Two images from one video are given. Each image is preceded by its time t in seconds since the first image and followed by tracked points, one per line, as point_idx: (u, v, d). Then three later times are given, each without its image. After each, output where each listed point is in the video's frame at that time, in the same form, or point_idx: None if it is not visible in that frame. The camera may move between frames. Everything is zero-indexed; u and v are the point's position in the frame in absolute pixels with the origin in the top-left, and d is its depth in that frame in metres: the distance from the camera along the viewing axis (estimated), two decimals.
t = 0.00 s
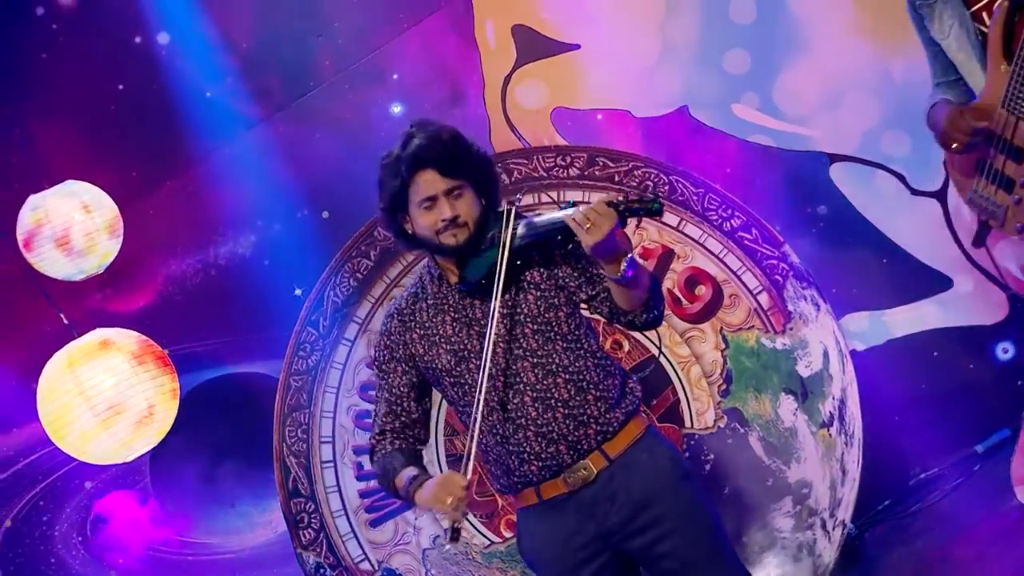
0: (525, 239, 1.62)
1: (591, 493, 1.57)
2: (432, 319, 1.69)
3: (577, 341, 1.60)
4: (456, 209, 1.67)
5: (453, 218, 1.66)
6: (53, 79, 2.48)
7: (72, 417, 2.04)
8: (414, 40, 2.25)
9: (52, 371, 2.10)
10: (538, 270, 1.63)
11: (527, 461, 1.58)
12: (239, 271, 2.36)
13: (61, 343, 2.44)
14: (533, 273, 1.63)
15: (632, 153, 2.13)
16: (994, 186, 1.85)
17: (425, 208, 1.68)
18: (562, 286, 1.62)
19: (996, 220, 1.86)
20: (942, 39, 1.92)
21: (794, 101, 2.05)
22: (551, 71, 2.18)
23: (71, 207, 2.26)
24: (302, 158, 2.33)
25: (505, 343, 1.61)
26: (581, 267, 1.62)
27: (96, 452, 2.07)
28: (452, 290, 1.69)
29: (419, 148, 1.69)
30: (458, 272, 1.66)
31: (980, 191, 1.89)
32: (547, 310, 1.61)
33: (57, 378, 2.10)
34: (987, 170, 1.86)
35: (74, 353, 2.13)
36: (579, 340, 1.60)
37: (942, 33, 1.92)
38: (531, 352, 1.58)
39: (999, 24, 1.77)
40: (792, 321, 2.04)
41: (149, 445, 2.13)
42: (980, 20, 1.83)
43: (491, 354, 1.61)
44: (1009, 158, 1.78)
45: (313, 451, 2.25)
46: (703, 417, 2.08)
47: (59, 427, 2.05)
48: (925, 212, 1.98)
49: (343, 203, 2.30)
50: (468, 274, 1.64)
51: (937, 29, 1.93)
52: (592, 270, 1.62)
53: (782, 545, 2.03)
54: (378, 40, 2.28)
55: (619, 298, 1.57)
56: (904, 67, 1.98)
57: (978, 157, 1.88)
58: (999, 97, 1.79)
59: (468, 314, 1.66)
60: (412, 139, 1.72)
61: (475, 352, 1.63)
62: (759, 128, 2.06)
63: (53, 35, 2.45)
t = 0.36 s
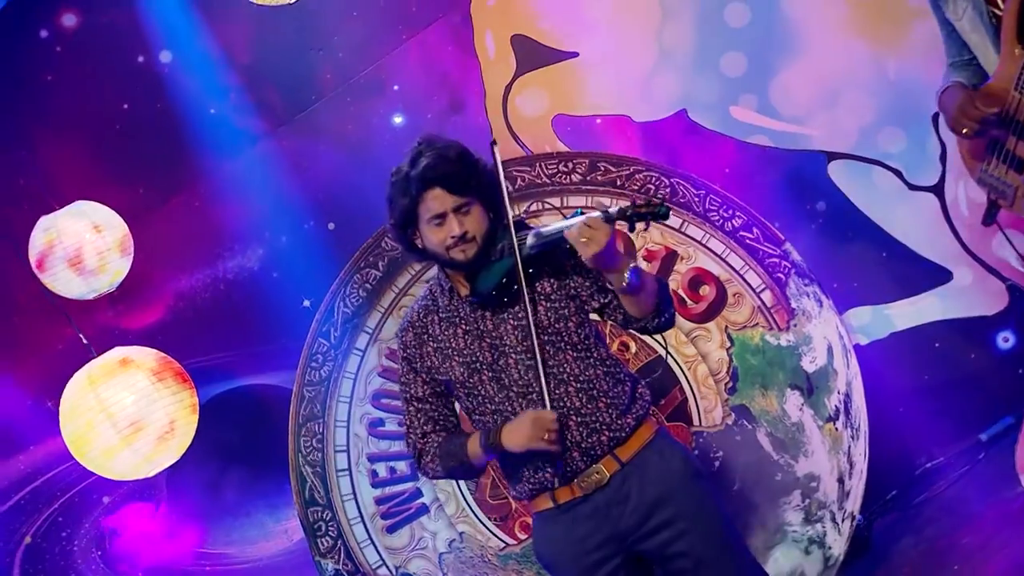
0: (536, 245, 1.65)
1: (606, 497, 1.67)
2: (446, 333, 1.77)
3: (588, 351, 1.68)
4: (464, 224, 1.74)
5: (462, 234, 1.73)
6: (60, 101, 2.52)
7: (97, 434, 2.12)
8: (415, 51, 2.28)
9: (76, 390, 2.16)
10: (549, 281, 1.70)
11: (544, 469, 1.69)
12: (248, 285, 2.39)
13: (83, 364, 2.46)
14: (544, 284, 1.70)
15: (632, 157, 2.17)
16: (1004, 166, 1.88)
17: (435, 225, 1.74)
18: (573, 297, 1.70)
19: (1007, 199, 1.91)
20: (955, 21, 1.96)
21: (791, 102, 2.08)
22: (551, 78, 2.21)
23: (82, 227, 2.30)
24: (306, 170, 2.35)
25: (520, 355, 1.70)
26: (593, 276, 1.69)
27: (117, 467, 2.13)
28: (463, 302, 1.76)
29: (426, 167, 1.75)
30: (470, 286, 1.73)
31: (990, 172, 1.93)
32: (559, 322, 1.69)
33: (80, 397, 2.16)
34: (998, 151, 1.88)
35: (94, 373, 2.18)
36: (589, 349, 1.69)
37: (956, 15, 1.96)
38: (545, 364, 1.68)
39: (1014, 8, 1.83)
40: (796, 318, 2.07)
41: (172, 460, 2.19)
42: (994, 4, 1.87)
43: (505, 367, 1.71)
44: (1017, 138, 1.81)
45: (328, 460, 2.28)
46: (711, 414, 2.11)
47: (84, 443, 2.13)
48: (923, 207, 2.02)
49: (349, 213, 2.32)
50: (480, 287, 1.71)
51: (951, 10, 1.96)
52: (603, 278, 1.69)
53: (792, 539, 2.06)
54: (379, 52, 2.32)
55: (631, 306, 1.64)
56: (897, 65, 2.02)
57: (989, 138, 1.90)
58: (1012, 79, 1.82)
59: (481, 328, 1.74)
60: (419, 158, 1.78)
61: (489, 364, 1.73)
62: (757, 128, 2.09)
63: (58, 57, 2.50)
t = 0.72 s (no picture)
0: (551, 249, 1.73)
1: (615, 497, 1.72)
2: (456, 332, 1.82)
3: (597, 354, 1.74)
4: (476, 231, 1.82)
5: (475, 240, 1.81)
6: (65, 112, 2.55)
7: (113, 443, 2.16)
8: (415, 58, 2.32)
9: (91, 400, 2.21)
10: (560, 285, 1.77)
11: (553, 468, 1.73)
12: (253, 290, 2.42)
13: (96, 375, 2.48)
14: (556, 288, 1.78)
15: (632, 161, 2.20)
16: (985, 185, 2.00)
17: (449, 231, 1.83)
18: (584, 301, 1.77)
19: (987, 215, 2.02)
20: (931, 49, 2.02)
21: (788, 104, 2.11)
22: (552, 83, 2.24)
23: (91, 238, 2.34)
24: (309, 177, 2.39)
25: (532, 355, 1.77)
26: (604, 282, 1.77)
27: (135, 475, 2.18)
28: (477, 304, 1.82)
29: (441, 175, 1.83)
30: (482, 290, 1.81)
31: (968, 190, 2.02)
32: (569, 325, 1.76)
33: (95, 407, 2.20)
34: (980, 170, 1.99)
35: (110, 382, 2.23)
36: (598, 353, 1.75)
37: (931, 43, 2.02)
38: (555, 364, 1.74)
39: (992, 36, 1.93)
40: (796, 317, 2.11)
41: (187, 467, 2.24)
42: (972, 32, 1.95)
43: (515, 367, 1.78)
44: (1003, 161, 1.95)
45: (338, 464, 2.32)
46: (714, 412, 2.14)
47: (101, 453, 2.17)
48: (919, 206, 2.06)
49: (352, 219, 2.36)
50: (492, 289, 1.78)
51: (925, 39, 2.02)
52: (614, 282, 1.77)
53: (796, 533, 2.09)
54: (379, 59, 2.35)
55: (644, 305, 1.73)
56: (892, 66, 2.05)
57: (970, 156, 2.00)
58: (991, 104, 1.95)
59: (491, 330, 1.80)
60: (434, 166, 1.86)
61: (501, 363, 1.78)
62: (755, 130, 2.13)
63: (61, 69, 2.54)
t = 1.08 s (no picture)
0: (549, 251, 1.73)
1: (609, 484, 1.78)
2: (455, 326, 1.86)
3: (592, 346, 1.79)
4: (479, 224, 1.82)
5: (477, 233, 1.81)
6: (64, 103, 2.59)
7: (117, 432, 2.23)
8: (407, 52, 2.36)
9: (96, 390, 2.29)
10: (558, 279, 1.79)
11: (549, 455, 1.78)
12: (249, 279, 2.47)
13: (101, 367, 2.52)
14: (554, 283, 1.79)
15: (621, 154, 2.25)
16: (952, 203, 1.93)
17: (452, 222, 1.82)
18: (580, 295, 1.80)
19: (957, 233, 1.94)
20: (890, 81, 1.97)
21: (773, 98, 2.17)
22: (544, 78, 2.30)
23: (91, 228, 2.39)
24: (304, 169, 2.43)
25: (529, 348, 1.79)
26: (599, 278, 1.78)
27: (138, 463, 2.25)
28: (474, 298, 1.85)
29: (446, 168, 1.82)
30: (482, 282, 1.83)
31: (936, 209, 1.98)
32: (565, 318, 1.79)
33: (100, 396, 2.28)
34: (947, 190, 1.93)
35: (114, 373, 2.31)
36: (593, 345, 1.79)
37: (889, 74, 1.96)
38: (552, 358, 1.78)
39: (949, 59, 1.83)
40: (781, 306, 2.16)
41: (187, 455, 2.32)
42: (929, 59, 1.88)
43: (513, 360, 1.79)
44: (967, 179, 1.86)
45: (333, 450, 2.37)
46: (700, 400, 2.20)
47: (104, 442, 2.25)
48: (901, 197, 2.10)
49: (348, 210, 2.40)
50: (492, 280, 1.81)
51: (882, 71, 1.97)
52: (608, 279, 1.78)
53: (780, 517, 2.15)
54: (372, 53, 2.40)
55: (632, 314, 1.74)
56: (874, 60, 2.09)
57: (936, 179, 1.94)
58: (952, 127, 1.86)
59: (490, 322, 1.83)
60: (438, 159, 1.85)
61: (496, 357, 1.81)
62: (742, 125, 2.18)
63: (60, 62, 2.58)
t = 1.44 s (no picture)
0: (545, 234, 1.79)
1: (598, 466, 1.86)
2: (447, 317, 1.95)
3: (577, 333, 1.87)
4: (467, 219, 1.88)
5: (465, 228, 1.87)
6: (67, 92, 2.67)
7: (126, 414, 2.32)
8: (401, 44, 2.44)
9: (104, 374, 2.37)
10: (543, 269, 1.88)
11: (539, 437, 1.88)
12: (248, 264, 2.54)
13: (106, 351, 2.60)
14: (539, 272, 1.88)
15: (609, 146, 2.34)
16: (924, 198, 2.01)
17: (441, 218, 1.87)
18: (566, 283, 1.87)
19: (928, 226, 2.03)
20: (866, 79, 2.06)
21: (755, 91, 2.25)
22: (534, 73, 2.38)
23: (97, 216, 2.47)
24: (302, 158, 2.51)
25: (518, 337, 1.87)
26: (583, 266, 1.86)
27: (145, 444, 2.35)
28: (466, 290, 1.94)
29: (433, 169, 1.87)
30: (472, 273, 1.90)
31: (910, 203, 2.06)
32: (551, 306, 1.86)
33: (109, 380, 2.36)
34: (919, 184, 2.01)
35: (122, 357, 2.38)
36: (578, 331, 1.87)
37: (865, 73, 2.06)
38: (538, 347, 1.86)
39: (923, 57, 1.92)
40: (762, 292, 2.25)
41: (192, 437, 2.42)
42: (903, 57, 1.97)
43: (502, 348, 1.89)
44: (938, 173, 1.94)
45: (331, 430, 2.45)
46: (685, 381, 2.30)
47: (113, 425, 2.33)
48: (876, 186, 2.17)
49: (344, 197, 2.48)
50: (480, 271, 1.89)
51: (859, 70, 2.07)
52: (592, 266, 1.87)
53: (761, 494, 2.25)
54: (367, 45, 2.48)
55: (613, 289, 1.83)
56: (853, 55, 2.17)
57: (910, 173, 2.02)
58: (925, 123, 1.94)
59: (479, 312, 1.91)
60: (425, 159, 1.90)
61: (486, 346, 1.90)
62: (724, 117, 2.26)
63: (63, 53, 2.65)
